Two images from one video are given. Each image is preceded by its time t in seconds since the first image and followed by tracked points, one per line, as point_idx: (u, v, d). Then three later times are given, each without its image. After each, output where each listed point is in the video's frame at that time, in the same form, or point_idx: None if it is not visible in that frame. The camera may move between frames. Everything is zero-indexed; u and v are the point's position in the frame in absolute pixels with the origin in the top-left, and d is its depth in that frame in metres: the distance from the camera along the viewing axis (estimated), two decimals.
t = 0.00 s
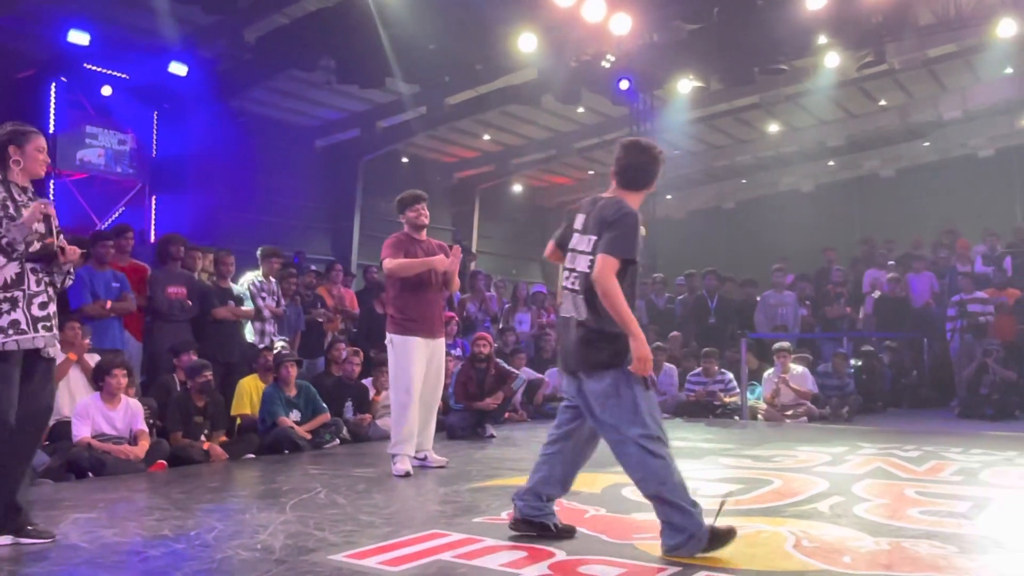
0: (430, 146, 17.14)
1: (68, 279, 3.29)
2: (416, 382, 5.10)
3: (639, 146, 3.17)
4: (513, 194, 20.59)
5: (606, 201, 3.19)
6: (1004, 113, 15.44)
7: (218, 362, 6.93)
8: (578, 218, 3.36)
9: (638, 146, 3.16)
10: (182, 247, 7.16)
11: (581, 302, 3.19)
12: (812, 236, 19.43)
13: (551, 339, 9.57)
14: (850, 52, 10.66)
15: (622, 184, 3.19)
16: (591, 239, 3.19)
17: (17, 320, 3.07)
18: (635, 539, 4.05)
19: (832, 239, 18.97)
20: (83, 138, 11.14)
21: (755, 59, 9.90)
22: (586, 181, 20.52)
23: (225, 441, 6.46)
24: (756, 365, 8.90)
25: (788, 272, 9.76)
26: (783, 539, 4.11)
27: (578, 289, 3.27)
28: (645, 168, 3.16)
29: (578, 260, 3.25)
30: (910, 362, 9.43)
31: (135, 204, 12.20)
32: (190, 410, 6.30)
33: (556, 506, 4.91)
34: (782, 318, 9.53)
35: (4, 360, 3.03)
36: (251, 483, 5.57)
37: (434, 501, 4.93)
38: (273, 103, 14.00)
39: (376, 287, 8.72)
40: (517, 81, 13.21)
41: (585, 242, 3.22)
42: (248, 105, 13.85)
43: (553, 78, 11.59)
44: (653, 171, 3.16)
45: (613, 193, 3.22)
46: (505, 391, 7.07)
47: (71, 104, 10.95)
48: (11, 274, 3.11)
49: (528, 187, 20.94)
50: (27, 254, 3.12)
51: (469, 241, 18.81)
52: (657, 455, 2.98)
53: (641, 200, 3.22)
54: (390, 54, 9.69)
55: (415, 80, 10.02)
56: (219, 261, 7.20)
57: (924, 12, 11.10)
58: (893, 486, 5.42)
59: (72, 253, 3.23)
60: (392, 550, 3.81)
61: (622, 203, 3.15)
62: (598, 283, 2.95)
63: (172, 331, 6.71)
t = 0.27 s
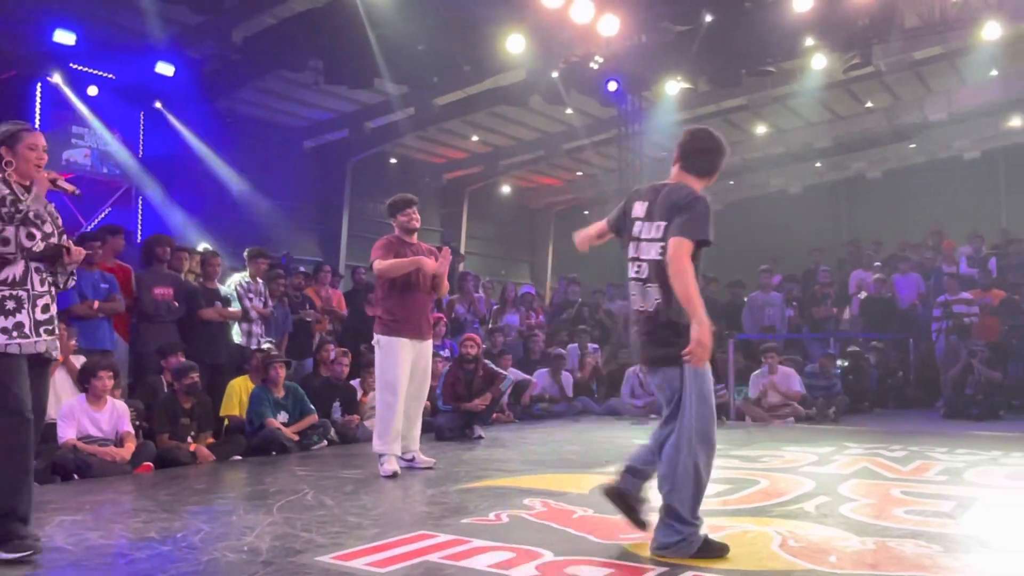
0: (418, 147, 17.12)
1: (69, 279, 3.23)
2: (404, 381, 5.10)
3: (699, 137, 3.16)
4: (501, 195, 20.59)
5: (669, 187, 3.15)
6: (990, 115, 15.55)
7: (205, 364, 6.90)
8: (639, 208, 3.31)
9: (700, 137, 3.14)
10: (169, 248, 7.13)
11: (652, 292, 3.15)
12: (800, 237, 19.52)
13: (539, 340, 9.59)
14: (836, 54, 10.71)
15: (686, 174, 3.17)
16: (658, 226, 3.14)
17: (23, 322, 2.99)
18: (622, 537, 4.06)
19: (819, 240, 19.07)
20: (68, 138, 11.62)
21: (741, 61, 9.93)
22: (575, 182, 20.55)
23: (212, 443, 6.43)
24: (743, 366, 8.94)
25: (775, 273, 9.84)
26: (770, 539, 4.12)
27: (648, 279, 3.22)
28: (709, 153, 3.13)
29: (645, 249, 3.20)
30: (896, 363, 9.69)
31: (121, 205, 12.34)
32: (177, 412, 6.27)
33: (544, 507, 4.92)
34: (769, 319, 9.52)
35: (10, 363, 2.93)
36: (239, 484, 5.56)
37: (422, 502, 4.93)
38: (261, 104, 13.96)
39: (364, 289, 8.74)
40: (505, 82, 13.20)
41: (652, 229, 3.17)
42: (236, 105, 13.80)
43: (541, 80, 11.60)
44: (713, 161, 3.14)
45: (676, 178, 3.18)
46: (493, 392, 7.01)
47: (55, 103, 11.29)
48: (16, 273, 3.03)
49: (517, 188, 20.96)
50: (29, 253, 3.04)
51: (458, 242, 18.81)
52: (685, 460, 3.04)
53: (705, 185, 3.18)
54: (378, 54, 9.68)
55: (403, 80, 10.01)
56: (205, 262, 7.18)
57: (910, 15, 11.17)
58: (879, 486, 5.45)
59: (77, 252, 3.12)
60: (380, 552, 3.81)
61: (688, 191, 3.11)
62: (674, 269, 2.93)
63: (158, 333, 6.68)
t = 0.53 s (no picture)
0: (392, 147, 17.07)
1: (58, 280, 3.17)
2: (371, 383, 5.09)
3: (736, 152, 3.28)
4: (476, 195, 20.57)
5: (722, 198, 3.21)
6: (958, 119, 15.81)
7: (175, 366, 6.83)
8: (679, 220, 3.32)
9: (737, 152, 3.26)
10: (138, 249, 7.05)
11: (711, 301, 3.14)
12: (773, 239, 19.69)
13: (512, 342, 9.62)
14: (807, 60, 10.84)
15: (729, 185, 3.25)
16: (715, 236, 3.16)
17: (12, 328, 2.96)
18: (591, 540, 4.10)
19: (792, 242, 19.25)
20: (36, 135, 11.44)
21: (712, 66, 10.03)
22: (549, 183, 20.58)
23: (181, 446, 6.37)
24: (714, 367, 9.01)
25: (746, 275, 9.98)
26: (738, 539, 3.98)
27: (698, 289, 3.22)
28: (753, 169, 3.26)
29: (697, 259, 3.20)
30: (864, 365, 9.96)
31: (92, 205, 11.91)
32: (145, 415, 6.19)
33: (515, 509, 4.91)
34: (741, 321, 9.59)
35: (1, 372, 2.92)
36: (208, 488, 5.51)
37: (393, 505, 4.91)
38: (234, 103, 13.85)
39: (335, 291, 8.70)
40: (479, 83, 13.19)
41: (708, 238, 3.18)
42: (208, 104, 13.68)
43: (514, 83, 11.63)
44: (751, 174, 3.26)
45: (721, 190, 3.26)
46: (465, 394, 7.04)
47: (22, 100, 11.10)
48: (6, 276, 2.98)
49: (491, 189, 20.97)
50: (17, 257, 3.00)
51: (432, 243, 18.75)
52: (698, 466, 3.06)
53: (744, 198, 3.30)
54: (351, 55, 9.64)
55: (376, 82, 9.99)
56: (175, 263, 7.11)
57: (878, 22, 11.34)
58: (847, 487, 5.52)
59: (65, 254, 3.05)
60: (351, 555, 3.79)
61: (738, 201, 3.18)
62: (763, 274, 2.94)
63: (128, 335, 6.60)
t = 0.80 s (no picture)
0: (362, 146, 16.98)
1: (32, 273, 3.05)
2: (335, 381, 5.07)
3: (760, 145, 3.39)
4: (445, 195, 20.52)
5: (740, 195, 3.37)
6: (922, 124, 16.10)
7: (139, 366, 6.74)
8: (705, 216, 3.50)
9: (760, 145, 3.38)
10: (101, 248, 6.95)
11: (735, 295, 3.29)
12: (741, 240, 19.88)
13: (481, 342, 9.62)
14: (774, 63, 10.99)
15: (750, 180, 3.39)
16: (734, 232, 3.33)
17: None
18: (559, 540, 4.10)
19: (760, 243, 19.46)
20: None
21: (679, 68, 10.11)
22: (519, 184, 20.60)
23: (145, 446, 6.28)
24: (682, 368, 9.10)
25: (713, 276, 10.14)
26: (705, 539, 4.02)
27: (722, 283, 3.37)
28: (774, 164, 3.38)
29: (720, 254, 3.37)
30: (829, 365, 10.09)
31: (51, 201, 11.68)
32: (108, 415, 6.10)
33: (483, 509, 4.92)
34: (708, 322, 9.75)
35: None
36: (173, 489, 5.44)
37: (360, 505, 4.89)
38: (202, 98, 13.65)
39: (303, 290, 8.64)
40: (449, 83, 13.16)
41: (727, 234, 3.35)
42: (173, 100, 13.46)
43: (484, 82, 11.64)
44: (774, 165, 3.37)
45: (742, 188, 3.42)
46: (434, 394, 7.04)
47: None
48: None
49: (460, 189, 20.95)
50: None
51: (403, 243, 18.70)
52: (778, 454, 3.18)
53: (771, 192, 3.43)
54: (319, 53, 9.59)
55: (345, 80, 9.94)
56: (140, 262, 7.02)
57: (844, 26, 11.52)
58: (811, 486, 5.58)
59: (45, 246, 2.94)
60: (317, 556, 3.76)
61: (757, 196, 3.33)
62: (775, 267, 3.10)
63: (91, 334, 6.50)
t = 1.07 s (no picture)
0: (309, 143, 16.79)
1: None
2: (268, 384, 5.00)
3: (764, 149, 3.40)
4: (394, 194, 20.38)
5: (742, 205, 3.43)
6: (865, 129, 16.55)
7: (77, 365, 6.55)
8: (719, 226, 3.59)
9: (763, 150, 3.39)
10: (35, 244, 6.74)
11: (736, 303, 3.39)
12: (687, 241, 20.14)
13: (429, 342, 9.61)
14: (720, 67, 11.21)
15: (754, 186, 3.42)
16: (732, 242, 3.43)
17: None
18: (505, 540, 4.10)
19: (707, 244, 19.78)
20: None
21: (627, 71, 10.23)
22: (468, 183, 20.57)
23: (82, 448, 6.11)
24: (629, 368, 9.20)
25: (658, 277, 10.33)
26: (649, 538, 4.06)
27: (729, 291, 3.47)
28: (772, 168, 3.37)
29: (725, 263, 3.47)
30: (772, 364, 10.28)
31: None
32: (43, 417, 5.91)
33: (429, 510, 4.90)
34: (655, 322, 10.10)
35: None
36: (111, 492, 5.30)
37: (304, 507, 4.82)
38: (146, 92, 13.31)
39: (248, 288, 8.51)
40: (397, 81, 13.08)
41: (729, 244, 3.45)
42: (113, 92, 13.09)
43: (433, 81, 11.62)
44: (778, 168, 3.37)
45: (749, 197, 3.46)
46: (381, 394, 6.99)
47: None
48: None
49: (409, 188, 20.84)
50: None
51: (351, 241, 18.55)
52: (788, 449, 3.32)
53: (779, 194, 3.41)
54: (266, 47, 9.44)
55: (291, 77, 9.82)
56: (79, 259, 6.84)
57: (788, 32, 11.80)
58: (753, 484, 5.69)
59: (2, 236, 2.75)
60: (260, 559, 3.70)
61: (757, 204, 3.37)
62: (754, 281, 3.16)
63: (26, 333, 6.28)
